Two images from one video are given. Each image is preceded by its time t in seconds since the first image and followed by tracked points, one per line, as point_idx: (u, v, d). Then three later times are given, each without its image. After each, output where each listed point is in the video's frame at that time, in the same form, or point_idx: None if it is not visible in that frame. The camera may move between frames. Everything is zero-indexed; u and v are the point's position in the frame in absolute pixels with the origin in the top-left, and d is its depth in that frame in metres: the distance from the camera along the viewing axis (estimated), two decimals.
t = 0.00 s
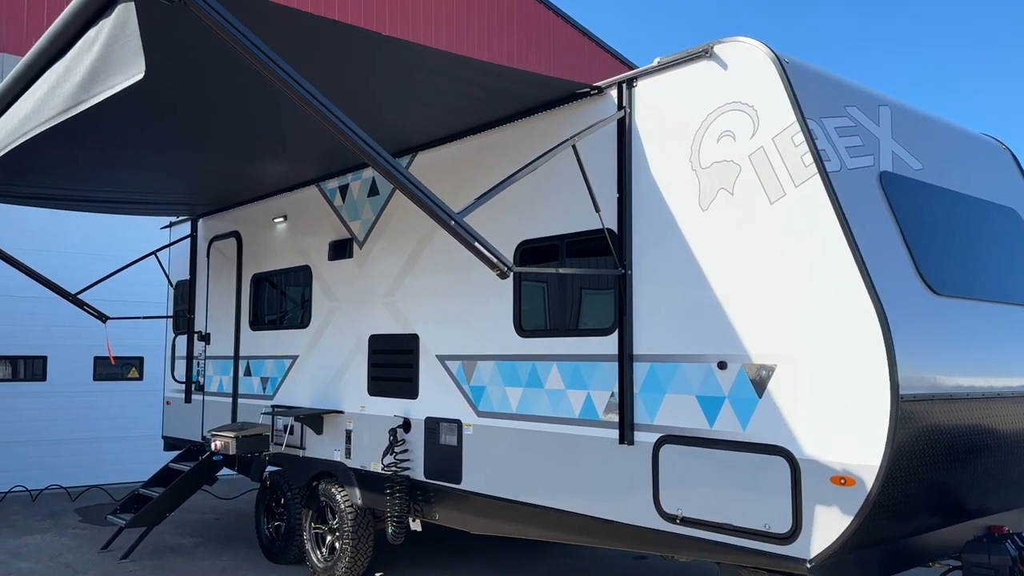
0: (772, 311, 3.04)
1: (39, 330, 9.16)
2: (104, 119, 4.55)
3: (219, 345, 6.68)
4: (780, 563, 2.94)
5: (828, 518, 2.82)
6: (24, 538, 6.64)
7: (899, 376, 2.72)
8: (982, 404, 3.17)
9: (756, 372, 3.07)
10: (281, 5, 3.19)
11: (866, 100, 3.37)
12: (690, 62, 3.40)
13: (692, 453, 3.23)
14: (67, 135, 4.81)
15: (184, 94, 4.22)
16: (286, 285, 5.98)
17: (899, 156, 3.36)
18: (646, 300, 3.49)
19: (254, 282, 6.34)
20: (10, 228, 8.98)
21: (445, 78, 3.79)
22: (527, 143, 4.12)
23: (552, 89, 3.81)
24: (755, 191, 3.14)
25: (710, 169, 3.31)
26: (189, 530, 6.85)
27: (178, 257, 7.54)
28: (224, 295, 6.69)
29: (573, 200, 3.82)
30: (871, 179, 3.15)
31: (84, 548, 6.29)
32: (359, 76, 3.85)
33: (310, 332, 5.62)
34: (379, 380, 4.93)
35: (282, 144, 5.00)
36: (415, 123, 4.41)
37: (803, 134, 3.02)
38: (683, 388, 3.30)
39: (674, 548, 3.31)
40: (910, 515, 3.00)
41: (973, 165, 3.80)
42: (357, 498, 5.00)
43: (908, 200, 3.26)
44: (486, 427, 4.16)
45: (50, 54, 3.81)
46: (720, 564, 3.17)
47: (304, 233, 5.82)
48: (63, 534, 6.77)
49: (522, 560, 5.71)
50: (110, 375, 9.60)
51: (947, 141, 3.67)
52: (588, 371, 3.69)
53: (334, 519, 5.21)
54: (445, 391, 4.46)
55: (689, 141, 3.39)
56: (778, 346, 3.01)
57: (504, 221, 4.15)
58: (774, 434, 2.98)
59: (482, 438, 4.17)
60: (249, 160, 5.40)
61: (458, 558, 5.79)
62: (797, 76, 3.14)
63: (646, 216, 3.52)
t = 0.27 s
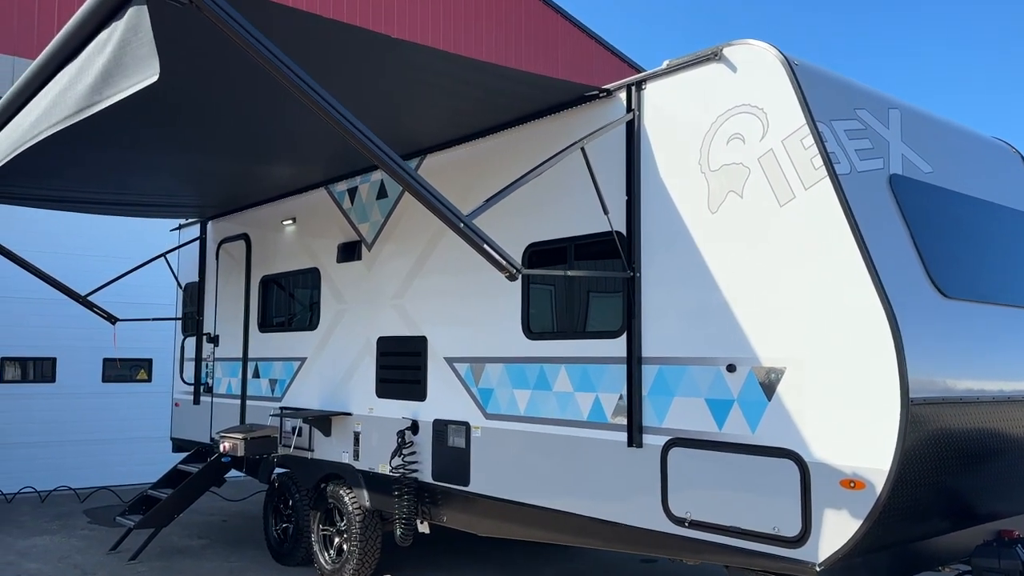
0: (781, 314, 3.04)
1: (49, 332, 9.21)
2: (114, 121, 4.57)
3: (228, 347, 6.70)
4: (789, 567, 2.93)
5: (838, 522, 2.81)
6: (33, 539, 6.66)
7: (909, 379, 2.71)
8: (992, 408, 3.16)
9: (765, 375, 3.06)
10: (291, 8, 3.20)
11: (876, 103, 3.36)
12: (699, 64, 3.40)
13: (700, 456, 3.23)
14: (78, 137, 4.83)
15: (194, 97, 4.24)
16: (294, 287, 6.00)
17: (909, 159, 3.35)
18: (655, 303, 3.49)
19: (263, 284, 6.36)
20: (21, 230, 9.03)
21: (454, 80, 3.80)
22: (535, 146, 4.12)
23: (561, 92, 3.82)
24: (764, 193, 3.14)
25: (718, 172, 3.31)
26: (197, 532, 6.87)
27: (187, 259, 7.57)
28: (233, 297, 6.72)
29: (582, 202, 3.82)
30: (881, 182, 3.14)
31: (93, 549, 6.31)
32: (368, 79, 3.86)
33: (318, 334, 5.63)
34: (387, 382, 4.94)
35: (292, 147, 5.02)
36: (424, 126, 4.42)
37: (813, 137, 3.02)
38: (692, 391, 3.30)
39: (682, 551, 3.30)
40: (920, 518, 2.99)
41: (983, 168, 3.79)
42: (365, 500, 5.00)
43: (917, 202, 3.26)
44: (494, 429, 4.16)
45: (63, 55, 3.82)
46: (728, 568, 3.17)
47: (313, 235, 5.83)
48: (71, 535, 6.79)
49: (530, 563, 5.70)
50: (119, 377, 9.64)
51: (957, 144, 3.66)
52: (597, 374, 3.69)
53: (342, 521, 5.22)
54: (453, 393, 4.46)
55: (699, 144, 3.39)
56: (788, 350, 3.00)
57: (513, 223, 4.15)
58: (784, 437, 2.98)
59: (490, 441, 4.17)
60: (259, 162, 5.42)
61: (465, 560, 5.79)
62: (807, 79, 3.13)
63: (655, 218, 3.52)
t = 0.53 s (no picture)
0: (790, 316, 3.03)
1: (58, 333, 9.26)
2: (125, 123, 4.60)
3: (236, 347, 6.72)
4: (798, 569, 2.92)
5: (846, 524, 2.81)
6: (42, 538, 6.69)
7: (919, 381, 2.71)
8: (1001, 410, 3.15)
9: (774, 376, 3.06)
10: (301, 10, 3.21)
11: (886, 105, 3.35)
12: (708, 65, 3.40)
13: (708, 457, 3.23)
14: (89, 139, 4.85)
15: (204, 98, 4.25)
16: (302, 288, 6.02)
17: (919, 161, 3.34)
18: (663, 305, 3.49)
19: (271, 284, 6.38)
20: (32, 231, 9.08)
21: (464, 82, 3.81)
22: (543, 148, 4.13)
23: (569, 94, 3.82)
24: (773, 195, 3.14)
25: (727, 173, 3.31)
26: (205, 532, 6.89)
27: (195, 260, 7.60)
28: (242, 298, 6.74)
29: (590, 203, 3.82)
30: (891, 184, 3.13)
31: (102, 548, 6.34)
32: (377, 80, 3.87)
33: (326, 335, 5.64)
34: (394, 383, 4.95)
35: (300, 148, 5.04)
36: (432, 127, 4.43)
37: (821, 138, 3.02)
38: (700, 392, 3.30)
39: (690, 553, 3.30)
40: (929, 521, 2.98)
41: (992, 170, 3.78)
42: (373, 501, 5.02)
43: (927, 205, 3.25)
44: (502, 430, 4.17)
45: (75, 57, 3.84)
46: (736, 569, 3.17)
47: (321, 236, 5.85)
48: (81, 535, 6.83)
49: (537, 564, 5.71)
50: (127, 377, 9.68)
51: (967, 146, 3.65)
52: (604, 375, 3.69)
53: (349, 521, 5.23)
54: (461, 394, 4.47)
55: (707, 145, 3.39)
56: (796, 351, 3.00)
57: (521, 225, 4.16)
58: (793, 439, 2.97)
59: (498, 442, 4.18)
60: (267, 164, 5.44)
61: (472, 561, 5.80)
62: (816, 80, 3.13)
63: (663, 219, 3.52)
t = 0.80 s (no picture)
0: (797, 315, 3.03)
1: (67, 331, 9.30)
2: (133, 122, 4.61)
3: (244, 345, 6.74)
4: (804, 567, 2.92)
5: (853, 522, 2.81)
6: (51, 535, 6.73)
7: (926, 380, 2.70)
8: (1008, 409, 3.15)
9: (780, 375, 3.06)
10: (309, 9, 3.22)
11: (894, 103, 3.34)
12: (715, 64, 3.40)
13: (714, 456, 3.23)
14: (97, 138, 4.87)
15: (211, 97, 4.27)
16: (309, 286, 6.03)
17: (926, 159, 3.34)
18: (670, 303, 3.49)
19: (278, 282, 6.40)
20: (40, 229, 9.12)
21: (471, 80, 3.81)
22: (550, 146, 4.13)
23: (576, 92, 3.82)
24: (780, 193, 3.13)
25: (734, 171, 3.31)
26: (213, 529, 6.92)
27: (203, 258, 7.63)
28: (249, 296, 6.76)
29: (597, 201, 3.82)
30: (898, 182, 3.13)
31: (110, 545, 6.37)
32: (384, 79, 3.88)
33: (333, 333, 5.66)
34: (401, 381, 4.96)
35: (308, 147, 5.05)
36: (438, 126, 4.43)
37: (829, 137, 3.01)
38: (706, 391, 3.30)
39: (697, 552, 3.30)
40: (936, 520, 2.98)
41: (1001, 169, 3.77)
42: (379, 498, 5.03)
43: (935, 203, 3.24)
44: (508, 428, 4.17)
45: (84, 56, 3.85)
46: (743, 567, 3.17)
47: (328, 234, 5.86)
48: (89, 531, 6.87)
49: (543, 561, 5.72)
50: (135, 375, 9.72)
51: (975, 145, 3.64)
52: (611, 374, 3.70)
53: (356, 518, 5.25)
54: (467, 392, 4.48)
55: (714, 143, 3.39)
56: (803, 350, 3.00)
57: (528, 223, 4.16)
58: (800, 438, 2.97)
59: (504, 440, 4.18)
60: (274, 162, 5.45)
61: (479, 559, 5.81)
62: (824, 79, 3.12)
63: (670, 218, 3.52)
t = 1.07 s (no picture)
0: (804, 309, 3.03)
1: (73, 326, 9.32)
2: (138, 117, 4.62)
3: (249, 341, 6.75)
4: (810, 562, 2.92)
5: (859, 518, 2.80)
6: (57, 529, 6.75)
7: (933, 374, 2.70)
8: (1016, 404, 3.14)
9: (787, 370, 3.05)
10: (315, 4, 3.22)
11: (901, 97, 3.33)
12: (721, 58, 3.39)
13: (720, 451, 3.23)
14: (103, 133, 4.88)
15: (217, 92, 4.27)
16: (314, 282, 6.04)
17: (934, 154, 3.32)
18: (676, 298, 3.49)
19: (283, 278, 6.40)
20: (46, 224, 9.14)
21: (476, 75, 3.80)
22: (556, 141, 4.13)
23: (582, 86, 3.81)
24: (787, 188, 3.13)
25: (741, 166, 3.30)
26: (219, 524, 6.93)
27: (208, 254, 7.64)
28: (254, 292, 6.77)
29: (603, 196, 3.82)
30: (905, 177, 3.12)
31: (117, 539, 6.39)
32: (390, 74, 3.88)
33: (339, 328, 5.66)
34: (406, 376, 4.97)
35: (313, 142, 5.05)
36: (444, 121, 4.43)
37: (836, 131, 3.00)
38: (712, 385, 3.29)
39: (703, 546, 3.30)
40: (943, 515, 2.97)
41: (1008, 163, 3.75)
42: (385, 493, 5.04)
43: (942, 198, 3.23)
44: (514, 423, 4.18)
45: (89, 51, 3.85)
46: (748, 562, 3.17)
47: (333, 230, 5.87)
48: (95, 526, 6.89)
49: (548, 557, 5.72)
50: (141, 370, 9.75)
51: (983, 139, 3.63)
52: (616, 369, 3.70)
53: (361, 513, 5.26)
54: (472, 387, 4.48)
55: (721, 138, 3.38)
56: (809, 344, 2.99)
57: (533, 218, 4.16)
58: (806, 432, 2.96)
59: (510, 435, 4.18)
60: (280, 157, 5.45)
61: (484, 554, 5.81)
62: (831, 73, 3.11)
63: (676, 212, 3.52)
